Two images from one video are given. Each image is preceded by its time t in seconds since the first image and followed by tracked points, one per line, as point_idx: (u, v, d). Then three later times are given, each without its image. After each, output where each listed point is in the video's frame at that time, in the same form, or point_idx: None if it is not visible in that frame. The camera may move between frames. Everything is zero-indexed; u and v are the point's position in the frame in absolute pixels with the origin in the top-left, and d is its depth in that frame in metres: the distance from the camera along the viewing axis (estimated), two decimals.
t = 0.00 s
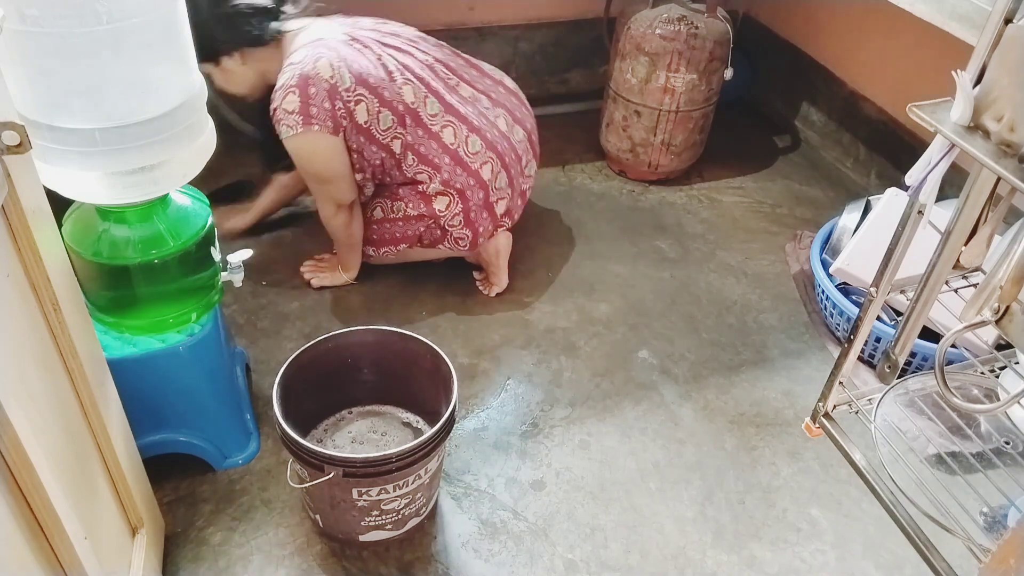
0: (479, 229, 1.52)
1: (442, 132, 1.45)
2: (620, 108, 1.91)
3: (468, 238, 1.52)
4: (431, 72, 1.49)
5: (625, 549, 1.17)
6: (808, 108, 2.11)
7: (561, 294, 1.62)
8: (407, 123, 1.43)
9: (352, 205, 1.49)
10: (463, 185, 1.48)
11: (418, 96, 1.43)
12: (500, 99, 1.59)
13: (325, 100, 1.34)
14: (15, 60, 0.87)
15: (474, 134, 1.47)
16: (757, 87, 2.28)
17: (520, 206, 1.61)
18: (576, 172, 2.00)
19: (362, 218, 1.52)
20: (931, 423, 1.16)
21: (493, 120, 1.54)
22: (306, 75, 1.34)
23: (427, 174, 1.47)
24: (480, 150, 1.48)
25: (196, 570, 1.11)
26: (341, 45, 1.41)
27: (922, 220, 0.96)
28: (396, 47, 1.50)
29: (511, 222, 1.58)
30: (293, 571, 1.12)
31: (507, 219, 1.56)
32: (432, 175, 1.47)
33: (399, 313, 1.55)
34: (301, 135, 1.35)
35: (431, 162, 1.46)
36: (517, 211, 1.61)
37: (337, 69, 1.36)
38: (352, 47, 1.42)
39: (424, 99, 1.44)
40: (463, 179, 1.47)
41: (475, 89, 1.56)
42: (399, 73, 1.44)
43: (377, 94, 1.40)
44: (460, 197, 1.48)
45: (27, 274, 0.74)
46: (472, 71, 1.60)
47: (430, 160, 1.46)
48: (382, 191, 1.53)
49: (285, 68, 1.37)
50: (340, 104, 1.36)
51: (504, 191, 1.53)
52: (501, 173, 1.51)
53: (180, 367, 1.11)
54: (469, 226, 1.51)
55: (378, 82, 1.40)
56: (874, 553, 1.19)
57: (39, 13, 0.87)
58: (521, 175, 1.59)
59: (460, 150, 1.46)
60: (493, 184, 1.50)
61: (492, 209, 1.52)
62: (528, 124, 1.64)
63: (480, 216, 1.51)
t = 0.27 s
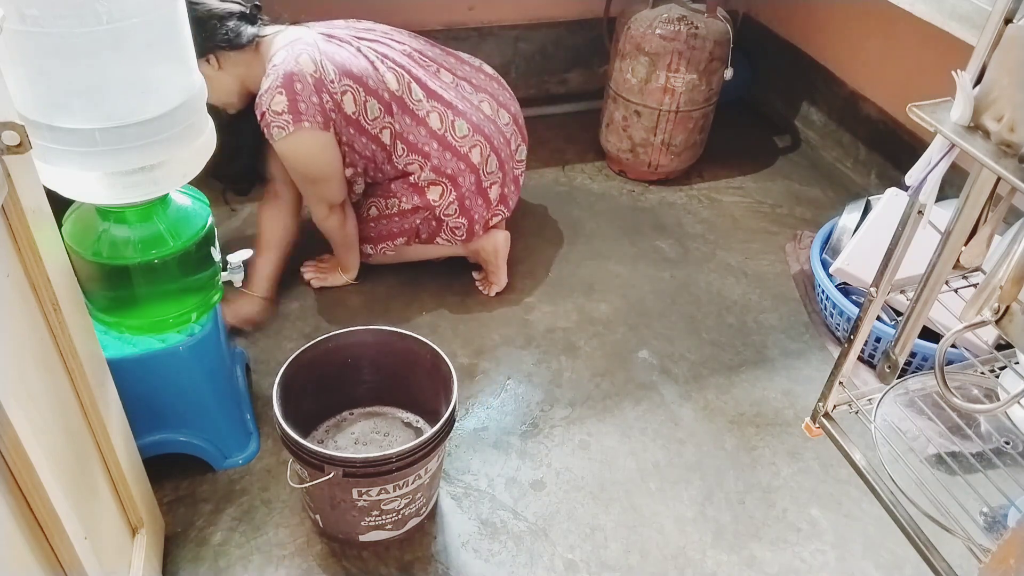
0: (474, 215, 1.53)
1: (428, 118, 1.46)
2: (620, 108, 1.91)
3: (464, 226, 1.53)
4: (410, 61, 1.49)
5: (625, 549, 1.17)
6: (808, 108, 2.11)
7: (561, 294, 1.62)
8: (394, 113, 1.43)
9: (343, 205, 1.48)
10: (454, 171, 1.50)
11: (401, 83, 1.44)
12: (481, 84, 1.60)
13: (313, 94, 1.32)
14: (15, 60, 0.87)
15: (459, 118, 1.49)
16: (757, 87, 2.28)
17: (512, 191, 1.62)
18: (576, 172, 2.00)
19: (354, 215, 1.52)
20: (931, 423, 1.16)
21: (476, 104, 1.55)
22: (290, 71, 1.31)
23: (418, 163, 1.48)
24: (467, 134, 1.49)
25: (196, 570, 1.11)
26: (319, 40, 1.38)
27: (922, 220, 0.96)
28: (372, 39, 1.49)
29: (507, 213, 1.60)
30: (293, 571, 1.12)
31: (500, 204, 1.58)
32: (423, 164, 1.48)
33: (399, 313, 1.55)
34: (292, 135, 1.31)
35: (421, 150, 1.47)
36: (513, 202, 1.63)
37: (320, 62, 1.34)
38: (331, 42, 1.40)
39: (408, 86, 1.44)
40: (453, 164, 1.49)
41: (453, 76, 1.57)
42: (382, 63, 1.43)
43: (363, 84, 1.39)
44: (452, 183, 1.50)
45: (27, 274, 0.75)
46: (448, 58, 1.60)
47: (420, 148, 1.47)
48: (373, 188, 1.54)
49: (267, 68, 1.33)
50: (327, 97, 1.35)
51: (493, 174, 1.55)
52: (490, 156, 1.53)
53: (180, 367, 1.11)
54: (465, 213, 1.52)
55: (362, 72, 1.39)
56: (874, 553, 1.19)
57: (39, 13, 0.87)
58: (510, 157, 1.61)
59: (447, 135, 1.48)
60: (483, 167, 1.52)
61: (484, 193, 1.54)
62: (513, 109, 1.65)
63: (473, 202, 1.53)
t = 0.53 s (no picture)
0: (471, 205, 1.52)
1: (424, 103, 1.45)
2: (620, 108, 1.91)
3: (462, 216, 1.53)
4: (412, 49, 1.49)
5: (625, 549, 1.17)
6: (808, 108, 2.11)
7: (561, 294, 1.62)
8: (389, 98, 1.43)
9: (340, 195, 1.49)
10: (451, 160, 1.48)
11: (397, 68, 1.43)
12: (484, 78, 1.58)
13: (305, 76, 1.33)
14: (15, 59, 0.87)
15: (457, 106, 1.46)
16: (757, 88, 2.28)
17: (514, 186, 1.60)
18: (576, 172, 2.00)
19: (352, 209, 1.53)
20: (931, 423, 1.17)
21: (477, 96, 1.53)
22: (285, 53, 1.32)
23: (415, 150, 1.47)
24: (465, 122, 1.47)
25: (196, 570, 1.11)
26: (318, 24, 1.39)
27: (922, 220, 0.96)
28: (374, 27, 1.50)
29: (510, 208, 1.59)
30: (293, 571, 1.12)
31: (499, 199, 1.56)
32: (419, 151, 1.47)
33: (399, 313, 1.55)
34: (287, 115, 1.33)
35: (416, 136, 1.46)
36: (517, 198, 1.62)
37: (315, 45, 1.35)
38: (330, 26, 1.41)
39: (404, 72, 1.43)
40: (450, 154, 1.48)
41: (456, 66, 1.56)
42: (379, 48, 1.43)
43: (357, 67, 1.39)
44: (448, 171, 1.49)
45: (27, 274, 0.75)
46: (453, 51, 1.59)
47: (415, 134, 1.46)
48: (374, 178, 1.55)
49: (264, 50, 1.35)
50: (320, 79, 1.35)
51: (492, 166, 1.52)
52: (489, 147, 1.50)
53: (180, 367, 1.11)
54: (462, 204, 1.51)
55: (357, 55, 1.39)
56: (875, 553, 1.19)
57: (39, 13, 0.87)
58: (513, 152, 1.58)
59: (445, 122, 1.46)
60: (480, 157, 1.49)
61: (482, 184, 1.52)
62: (517, 105, 1.61)
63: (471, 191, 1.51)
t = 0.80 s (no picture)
0: (463, 204, 1.51)
1: (427, 96, 1.45)
2: (620, 108, 1.91)
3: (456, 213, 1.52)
4: (430, 41, 1.48)
5: (625, 549, 1.17)
6: (808, 108, 2.11)
7: (561, 294, 1.62)
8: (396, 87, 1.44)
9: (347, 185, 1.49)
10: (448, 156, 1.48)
11: (407, 59, 1.43)
12: (501, 79, 1.55)
13: (318, 58, 1.34)
14: (15, 59, 0.87)
15: (459, 104, 1.46)
16: (757, 88, 2.28)
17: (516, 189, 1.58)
18: (576, 172, 2.00)
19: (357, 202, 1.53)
20: (931, 423, 1.17)
21: (488, 98, 1.51)
22: (302, 34, 1.34)
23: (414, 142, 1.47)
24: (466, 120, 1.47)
25: (196, 570, 1.11)
26: (340, 7, 1.40)
27: (922, 220, 0.96)
28: (397, 14, 1.50)
29: (511, 213, 1.56)
30: (293, 571, 1.12)
31: (502, 205, 1.54)
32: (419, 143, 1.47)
33: (399, 313, 1.55)
34: (298, 94, 1.34)
35: (415, 127, 1.46)
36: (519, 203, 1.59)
37: (329, 28, 1.36)
38: (351, 9, 1.42)
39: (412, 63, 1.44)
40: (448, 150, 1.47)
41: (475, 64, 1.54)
42: (394, 37, 1.43)
43: (368, 53, 1.40)
44: (444, 167, 1.48)
45: (27, 274, 0.75)
46: (476, 49, 1.57)
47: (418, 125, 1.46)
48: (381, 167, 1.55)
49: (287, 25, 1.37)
50: (331, 63, 1.36)
51: (491, 167, 1.50)
52: (488, 149, 1.48)
53: (180, 368, 1.11)
54: (454, 201, 1.51)
55: (369, 42, 1.40)
56: (875, 553, 1.19)
57: (39, 13, 0.88)
58: (517, 159, 1.55)
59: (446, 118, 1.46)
60: (477, 158, 1.48)
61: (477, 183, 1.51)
62: (532, 113, 1.58)
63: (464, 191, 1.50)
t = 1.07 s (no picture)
0: (494, 185, 1.50)
1: (454, 82, 1.45)
2: (620, 108, 1.91)
3: (481, 201, 1.51)
4: (455, 30, 1.48)
5: (625, 549, 1.17)
6: (808, 108, 2.11)
7: (561, 294, 1.62)
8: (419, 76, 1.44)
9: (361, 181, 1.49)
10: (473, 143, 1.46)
11: (432, 47, 1.43)
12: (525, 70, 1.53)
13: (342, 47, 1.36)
14: (15, 59, 0.87)
15: (487, 87, 1.46)
16: (757, 88, 2.28)
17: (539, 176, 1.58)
18: (576, 172, 2.00)
19: (368, 199, 1.51)
20: (931, 423, 1.17)
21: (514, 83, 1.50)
22: (327, 25, 1.36)
23: (442, 126, 1.46)
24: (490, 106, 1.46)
25: (196, 570, 1.11)
26: None
27: (922, 220, 0.96)
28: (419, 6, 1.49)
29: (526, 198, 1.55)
30: (293, 571, 1.12)
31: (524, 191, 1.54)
32: (444, 130, 1.46)
33: (399, 313, 1.55)
34: (322, 81, 1.36)
35: (443, 113, 1.45)
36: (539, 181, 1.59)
37: (352, 18, 1.37)
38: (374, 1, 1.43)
39: (437, 51, 1.44)
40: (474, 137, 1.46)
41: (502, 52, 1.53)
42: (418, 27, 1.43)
43: (390, 42, 1.40)
44: (475, 149, 1.46)
45: (27, 274, 0.75)
46: (500, 43, 1.57)
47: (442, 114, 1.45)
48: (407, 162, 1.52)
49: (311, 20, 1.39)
50: (354, 51, 1.37)
51: (515, 153, 1.49)
52: (517, 130, 1.47)
53: (180, 368, 1.11)
54: (485, 182, 1.49)
55: (392, 31, 1.40)
56: (875, 553, 1.19)
57: (39, 13, 0.88)
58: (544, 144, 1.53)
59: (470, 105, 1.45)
60: (508, 138, 1.47)
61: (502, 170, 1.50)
62: (556, 104, 1.56)
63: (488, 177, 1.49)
